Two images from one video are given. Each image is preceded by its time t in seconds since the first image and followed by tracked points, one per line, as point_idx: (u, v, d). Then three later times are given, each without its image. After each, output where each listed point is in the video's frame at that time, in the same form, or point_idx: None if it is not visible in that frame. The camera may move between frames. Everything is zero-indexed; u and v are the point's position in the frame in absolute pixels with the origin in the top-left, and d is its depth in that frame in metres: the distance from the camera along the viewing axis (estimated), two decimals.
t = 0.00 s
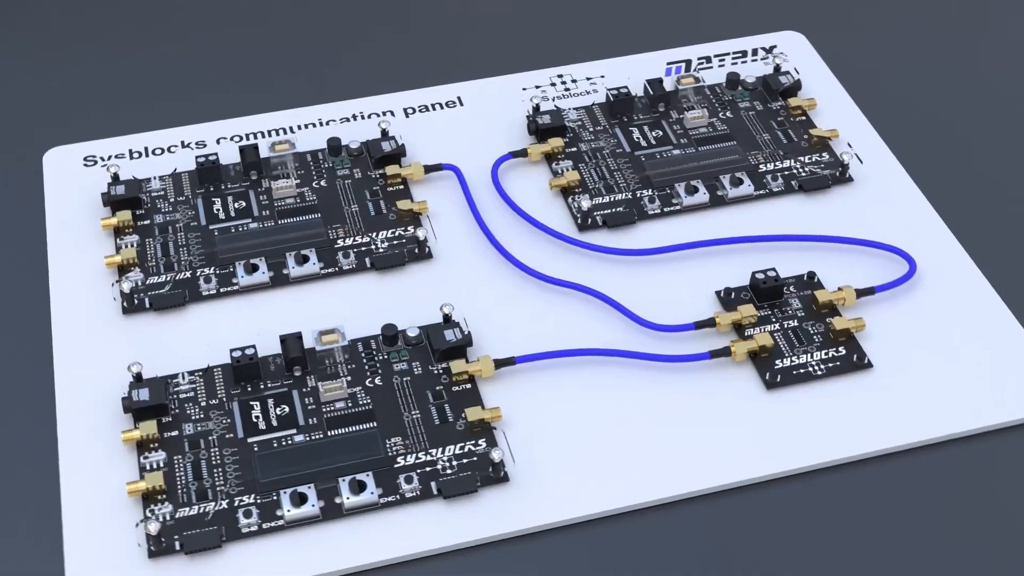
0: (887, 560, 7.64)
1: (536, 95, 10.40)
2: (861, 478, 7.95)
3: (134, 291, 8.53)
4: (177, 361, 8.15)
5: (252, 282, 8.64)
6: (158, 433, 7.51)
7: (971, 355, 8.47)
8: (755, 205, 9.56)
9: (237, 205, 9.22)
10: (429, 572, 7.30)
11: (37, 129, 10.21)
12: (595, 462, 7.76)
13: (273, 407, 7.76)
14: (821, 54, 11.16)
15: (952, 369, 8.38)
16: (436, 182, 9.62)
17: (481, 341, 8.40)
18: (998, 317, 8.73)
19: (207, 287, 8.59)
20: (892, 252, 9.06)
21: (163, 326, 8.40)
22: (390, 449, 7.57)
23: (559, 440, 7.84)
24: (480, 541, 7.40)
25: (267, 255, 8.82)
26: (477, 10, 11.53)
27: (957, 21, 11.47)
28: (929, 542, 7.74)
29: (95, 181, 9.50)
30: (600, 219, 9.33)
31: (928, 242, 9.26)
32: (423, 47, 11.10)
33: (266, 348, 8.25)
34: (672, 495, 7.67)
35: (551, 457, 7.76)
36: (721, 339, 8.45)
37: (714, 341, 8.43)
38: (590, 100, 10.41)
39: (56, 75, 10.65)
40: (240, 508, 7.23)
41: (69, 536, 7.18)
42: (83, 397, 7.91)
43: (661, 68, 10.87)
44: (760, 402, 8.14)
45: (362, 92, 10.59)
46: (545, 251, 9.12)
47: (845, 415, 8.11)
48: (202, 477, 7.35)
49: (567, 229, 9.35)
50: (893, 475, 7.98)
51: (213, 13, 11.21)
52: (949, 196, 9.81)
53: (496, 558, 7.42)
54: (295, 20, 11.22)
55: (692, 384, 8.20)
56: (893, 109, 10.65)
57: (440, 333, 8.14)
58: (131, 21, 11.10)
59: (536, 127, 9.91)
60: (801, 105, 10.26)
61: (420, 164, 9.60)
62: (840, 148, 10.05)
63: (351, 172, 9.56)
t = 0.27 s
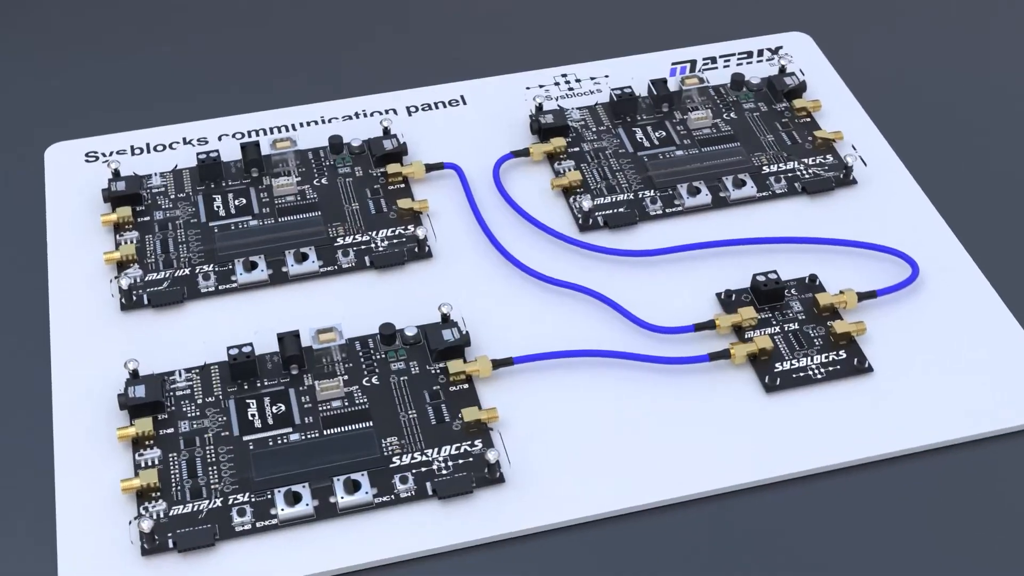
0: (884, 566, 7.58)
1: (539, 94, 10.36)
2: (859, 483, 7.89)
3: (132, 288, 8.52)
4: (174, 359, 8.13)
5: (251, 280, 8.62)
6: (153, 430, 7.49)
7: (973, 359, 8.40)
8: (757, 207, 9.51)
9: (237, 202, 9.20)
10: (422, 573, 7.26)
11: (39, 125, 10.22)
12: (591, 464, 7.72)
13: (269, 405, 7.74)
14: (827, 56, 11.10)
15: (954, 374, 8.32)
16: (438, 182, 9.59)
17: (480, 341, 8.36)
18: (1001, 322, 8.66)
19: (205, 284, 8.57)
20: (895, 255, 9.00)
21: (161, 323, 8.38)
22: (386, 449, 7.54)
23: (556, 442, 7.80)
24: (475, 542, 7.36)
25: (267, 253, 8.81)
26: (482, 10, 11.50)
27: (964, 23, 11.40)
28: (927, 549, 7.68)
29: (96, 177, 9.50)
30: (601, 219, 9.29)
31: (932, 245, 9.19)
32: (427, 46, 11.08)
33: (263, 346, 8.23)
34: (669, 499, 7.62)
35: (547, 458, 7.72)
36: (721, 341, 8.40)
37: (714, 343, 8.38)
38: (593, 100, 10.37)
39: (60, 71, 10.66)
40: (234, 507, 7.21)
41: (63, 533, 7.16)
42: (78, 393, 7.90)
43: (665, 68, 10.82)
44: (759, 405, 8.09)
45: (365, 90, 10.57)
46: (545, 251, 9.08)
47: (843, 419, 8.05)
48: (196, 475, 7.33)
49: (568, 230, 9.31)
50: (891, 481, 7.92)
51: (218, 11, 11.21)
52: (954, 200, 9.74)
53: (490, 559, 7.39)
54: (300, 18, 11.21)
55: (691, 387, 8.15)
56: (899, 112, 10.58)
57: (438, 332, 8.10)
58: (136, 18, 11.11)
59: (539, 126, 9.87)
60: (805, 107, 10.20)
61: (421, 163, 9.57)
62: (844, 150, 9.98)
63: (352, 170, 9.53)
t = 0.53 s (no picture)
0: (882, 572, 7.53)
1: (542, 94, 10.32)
2: (857, 488, 7.84)
3: (131, 285, 8.50)
4: (171, 355, 8.12)
5: (250, 277, 8.60)
6: (148, 427, 7.47)
7: (974, 364, 8.34)
8: (760, 209, 9.45)
9: (238, 199, 9.18)
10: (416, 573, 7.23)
11: (41, 120, 10.22)
12: (588, 466, 7.68)
13: (265, 404, 7.72)
14: (833, 58, 11.04)
15: (955, 378, 8.26)
16: (439, 181, 9.56)
17: (478, 342, 8.32)
18: (1004, 327, 8.60)
19: (204, 282, 8.55)
20: (897, 259, 8.94)
21: (159, 319, 8.37)
22: (382, 448, 7.51)
23: (553, 443, 7.76)
24: (469, 543, 7.33)
25: (266, 251, 8.79)
26: (487, 9, 11.47)
27: (972, 25, 11.33)
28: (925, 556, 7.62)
29: (97, 172, 9.49)
30: (603, 220, 9.24)
31: (935, 249, 9.12)
32: (432, 46, 11.06)
33: (261, 344, 8.21)
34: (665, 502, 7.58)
35: (544, 459, 7.68)
36: (720, 343, 8.35)
37: (713, 346, 8.33)
38: (596, 100, 10.33)
39: (63, 67, 10.66)
40: (227, 505, 7.18)
41: (56, 529, 7.15)
42: (74, 389, 7.88)
43: (670, 68, 10.77)
44: (758, 408, 8.04)
45: (368, 89, 10.55)
46: (543, 251, 9.05)
47: (843, 423, 8.00)
48: (191, 473, 7.31)
49: (568, 230, 9.27)
50: (890, 486, 7.87)
51: (222, 8, 11.20)
52: (958, 204, 9.68)
53: (485, 561, 7.35)
54: (304, 16, 11.20)
55: (689, 389, 8.11)
56: (904, 114, 10.52)
57: (435, 332, 8.07)
58: (140, 14, 11.10)
59: (541, 126, 9.84)
60: (810, 108, 10.13)
61: (423, 161, 9.54)
62: (848, 153, 9.93)
63: (353, 168, 9.50)
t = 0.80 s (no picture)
0: None
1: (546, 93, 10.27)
2: (855, 494, 7.80)
3: (129, 281, 8.49)
4: (168, 352, 8.10)
5: (248, 275, 8.58)
6: (144, 424, 7.45)
7: (976, 369, 8.28)
8: (763, 210, 9.39)
9: (238, 196, 9.16)
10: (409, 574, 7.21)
11: (44, 116, 10.22)
12: (584, 468, 7.64)
13: (261, 402, 7.69)
14: (840, 60, 10.98)
15: (956, 383, 8.20)
16: (440, 179, 9.53)
17: (476, 342, 8.29)
18: (1007, 333, 8.53)
19: (203, 279, 8.54)
20: (900, 263, 8.87)
21: (157, 316, 8.35)
22: (377, 448, 7.48)
23: (549, 445, 7.72)
24: (463, 545, 7.30)
25: (265, 248, 8.77)
26: (493, 7, 11.43)
27: (982, 32, 11.24)
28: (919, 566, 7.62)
29: (99, 168, 9.48)
30: (604, 220, 9.20)
31: (938, 253, 9.06)
32: (436, 44, 11.03)
33: (258, 342, 8.19)
34: (661, 505, 7.54)
35: (540, 461, 7.64)
36: (720, 346, 8.30)
37: (713, 348, 8.28)
38: (600, 100, 10.28)
39: (68, 62, 10.66)
40: (221, 503, 7.16)
41: (49, 525, 7.13)
42: (70, 385, 7.87)
43: (675, 69, 10.72)
44: (756, 412, 7.98)
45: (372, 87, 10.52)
46: (543, 252, 9.01)
47: (843, 428, 7.94)
48: (185, 470, 7.29)
49: (569, 230, 9.23)
50: (887, 493, 7.83)
51: (227, 4, 11.18)
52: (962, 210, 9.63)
53: (479, 562, 7.33)
54: (309, 13, 11.18)
55: (688, 392, 8.06)
56: (910, 118, 10.47)
57: (433, 331, 8.04)
58: (145, 10, 11.10)
59: (544, 126, 9.80)
60: (815, 110, 10.07)
61: (425, 160, 9.51)
62: (852, 155, 9.86)
63: (355, 166, 9.47)
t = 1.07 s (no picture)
0: None
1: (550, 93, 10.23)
2: (852, 499, 7.75)
3: (128, 277, 8.47)
4: (165, 349, 8.09)
5: (247, 272, 8.57)
6: (139, 420, 7.44)
7: (978, 375, 8.22)
8: (765, 213, 9.34)
9: (239, 193, 9.14)
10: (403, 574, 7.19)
11: (47, 111, 10.23)
12: (580, 470, 7.60)
13: (257, 399, 7.66)
14: (846, 62, 10.92)
15: (957, 388, 8.13)
16: (442, 178, 9.50)
17: (475, 342, 8.26)
18: (1009, 339, 8.46)
19: (202, 275, 8.52)
20: (903, 266, 8.81)
21: (156, 312, 8.34)
22: (373, 447, 7.45)
23: (546, 446, 7.69)
24: (457, 546, 7.26)
25: (264, 246, 8.74)
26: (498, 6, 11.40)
27: (990, 37, 11.19)
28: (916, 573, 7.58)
29: (100, 164, 9.48)
30: (605, 221, 9.16)
31: (942, 258, 8.99)
32: (441, 43, 11.01)
33: (256, 340, 8.17)
34: (657, 508, 7.49)
35: (536, 462, 7.60)
36: (720, 348, 8.25)
37: (712, 351, 8.23)
38: (604, 100, 10.24)
39: (72, 57, 10.66)
40: (215, 501, 7.14)
41: (43, 521, 7.12)
42: (67, 381, 7.85)
43: (680, 69, 10.67)
44: (755, 415, 7.93)
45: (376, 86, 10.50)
46: (543, 252, 8.97)
47: (842, 433, 7.89)
48: (180, 468, 7.27)
49: (570, 231, 9.19)
50: (886, 499, 7.78)
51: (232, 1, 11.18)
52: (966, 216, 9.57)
53: (473, 564, 7.29)
54: (314, 11, 11.17)
55: (686, 394, 8.01)
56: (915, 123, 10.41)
57: (431, 331, 8.00)
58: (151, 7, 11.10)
59: (546, 125, 9.76)
60: (820, 112, 10.01)
61: (426, 159, 9.48)
62: (857, 158, 9.80)
63: (356, 164, 9.45)
